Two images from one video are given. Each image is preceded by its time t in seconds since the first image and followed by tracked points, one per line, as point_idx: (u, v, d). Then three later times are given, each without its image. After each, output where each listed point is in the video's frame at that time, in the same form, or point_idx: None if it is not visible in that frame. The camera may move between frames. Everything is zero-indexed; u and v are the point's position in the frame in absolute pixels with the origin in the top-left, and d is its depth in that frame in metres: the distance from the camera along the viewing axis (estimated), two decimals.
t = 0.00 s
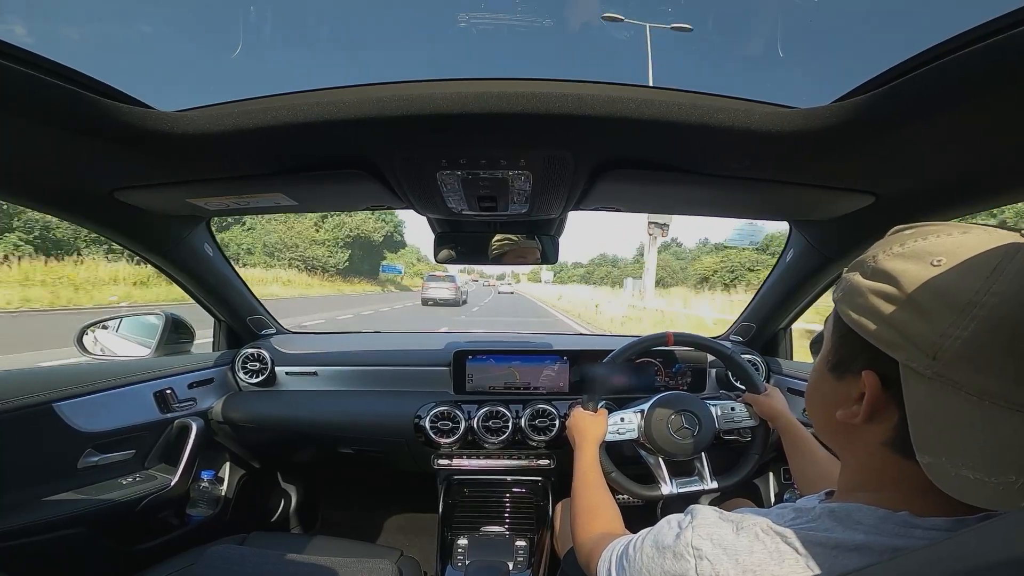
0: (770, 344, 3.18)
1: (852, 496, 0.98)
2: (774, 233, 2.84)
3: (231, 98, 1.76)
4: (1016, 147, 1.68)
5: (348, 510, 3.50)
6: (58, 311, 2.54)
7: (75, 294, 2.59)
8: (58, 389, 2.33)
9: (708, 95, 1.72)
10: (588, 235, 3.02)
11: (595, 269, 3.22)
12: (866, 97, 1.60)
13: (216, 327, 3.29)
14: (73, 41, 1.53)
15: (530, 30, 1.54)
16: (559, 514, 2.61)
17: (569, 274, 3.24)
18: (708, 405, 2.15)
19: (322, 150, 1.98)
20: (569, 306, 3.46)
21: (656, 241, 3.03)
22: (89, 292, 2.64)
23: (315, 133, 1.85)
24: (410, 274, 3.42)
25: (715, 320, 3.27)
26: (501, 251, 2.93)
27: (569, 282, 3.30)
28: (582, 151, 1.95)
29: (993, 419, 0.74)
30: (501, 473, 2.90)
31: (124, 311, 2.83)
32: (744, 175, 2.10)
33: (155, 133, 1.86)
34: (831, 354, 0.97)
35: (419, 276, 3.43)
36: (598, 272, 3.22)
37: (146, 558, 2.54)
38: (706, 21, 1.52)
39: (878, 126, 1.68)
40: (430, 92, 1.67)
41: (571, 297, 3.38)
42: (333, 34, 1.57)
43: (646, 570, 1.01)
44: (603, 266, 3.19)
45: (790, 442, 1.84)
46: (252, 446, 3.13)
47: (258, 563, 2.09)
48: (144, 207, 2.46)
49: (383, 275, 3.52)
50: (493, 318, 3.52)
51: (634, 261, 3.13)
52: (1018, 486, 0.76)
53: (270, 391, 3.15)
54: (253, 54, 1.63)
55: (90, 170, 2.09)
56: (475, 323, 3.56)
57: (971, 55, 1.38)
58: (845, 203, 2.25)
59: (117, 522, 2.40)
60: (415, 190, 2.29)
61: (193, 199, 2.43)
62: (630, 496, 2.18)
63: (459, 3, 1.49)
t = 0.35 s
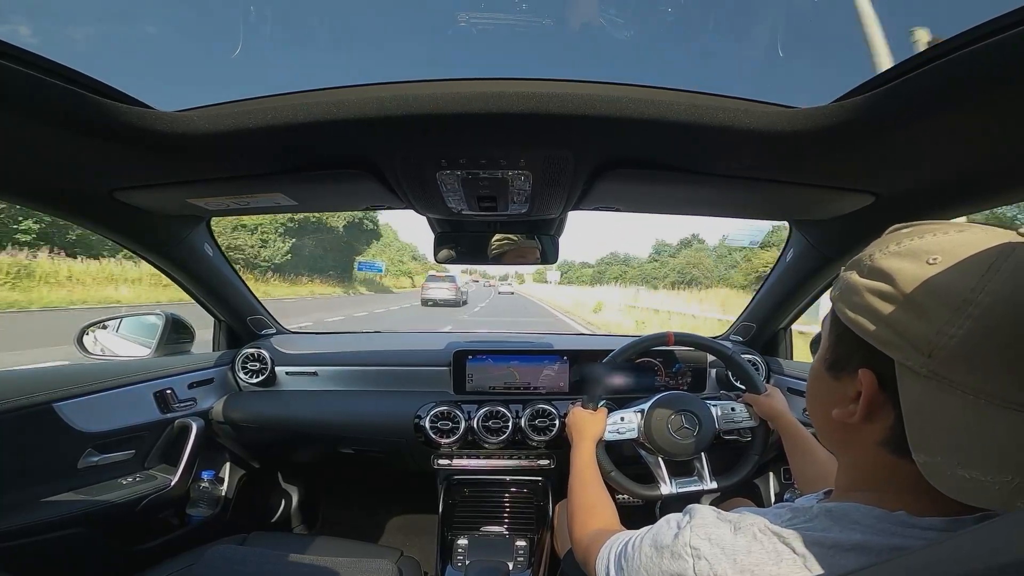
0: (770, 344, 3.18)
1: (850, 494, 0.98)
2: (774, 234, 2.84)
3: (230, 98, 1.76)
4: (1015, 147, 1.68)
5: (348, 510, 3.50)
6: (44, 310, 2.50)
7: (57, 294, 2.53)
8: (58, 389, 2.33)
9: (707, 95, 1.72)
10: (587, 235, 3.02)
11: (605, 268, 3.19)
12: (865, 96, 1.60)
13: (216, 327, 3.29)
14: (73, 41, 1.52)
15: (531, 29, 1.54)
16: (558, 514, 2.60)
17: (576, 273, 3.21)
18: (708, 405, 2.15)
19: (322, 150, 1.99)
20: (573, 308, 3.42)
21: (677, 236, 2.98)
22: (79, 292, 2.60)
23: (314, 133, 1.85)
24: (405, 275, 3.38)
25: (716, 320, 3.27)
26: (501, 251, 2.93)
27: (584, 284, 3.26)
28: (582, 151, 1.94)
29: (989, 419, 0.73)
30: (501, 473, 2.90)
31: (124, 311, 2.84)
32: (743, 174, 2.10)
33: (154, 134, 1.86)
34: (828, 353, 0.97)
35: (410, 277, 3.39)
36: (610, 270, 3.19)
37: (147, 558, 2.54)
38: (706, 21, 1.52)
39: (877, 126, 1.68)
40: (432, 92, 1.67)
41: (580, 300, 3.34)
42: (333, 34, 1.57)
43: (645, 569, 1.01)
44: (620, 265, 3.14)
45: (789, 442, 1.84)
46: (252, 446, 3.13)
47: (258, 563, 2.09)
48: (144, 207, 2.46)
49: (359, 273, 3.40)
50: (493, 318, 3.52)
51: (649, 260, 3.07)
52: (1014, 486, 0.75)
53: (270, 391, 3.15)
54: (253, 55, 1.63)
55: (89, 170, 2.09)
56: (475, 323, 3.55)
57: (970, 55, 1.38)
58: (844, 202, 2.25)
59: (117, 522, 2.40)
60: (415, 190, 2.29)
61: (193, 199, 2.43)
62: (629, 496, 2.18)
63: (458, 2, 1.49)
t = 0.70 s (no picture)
0: (771, 343, 3.18)
1: (852, 494, 0.98)
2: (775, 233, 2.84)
3: (230, 99, 1.76)
4: (1015, 147, 1.68)
5: (348, 510, 3.50)
6: (34, 312, 2.48)
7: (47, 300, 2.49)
8: (59, 389, 2.34)
9: (707, 94, 1.72)
10: (587, 236, 3.02)
11: (617, 267, 3.20)
12: (865, 96, 1.60)
13: (216, 327, 3.29)
14: (73, 42, 1.53)
15: (531, 29, 1.53)
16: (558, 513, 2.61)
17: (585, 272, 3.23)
18: (708, 405, 2.15)
19: (322, 150, 1.99)
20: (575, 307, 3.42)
21: (700, 231, 2.98)
22: (74, 293, 2.59)
23: (315, 133, 1.85)
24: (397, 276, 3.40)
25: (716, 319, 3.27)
26: (502, 251, 2.93)
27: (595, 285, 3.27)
28: (582, 151, 1.94)
29: (991, 417, 0.73)
30: (502, 472, 2.90)
31: (124, 311, 2.84)
32: (743, 174, 2.10)
33: (155, 134, 1.86)
34: (831, 351, 0.97)
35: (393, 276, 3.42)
36: (622, 270, 3.19)
37: (147, 558, 2.55)
38: (706, 21, 1.52)
39: (877, 126, 1.68)
40: (433, 93, 1.67)
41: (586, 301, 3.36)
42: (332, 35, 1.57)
43: (647, 567, 1.01)
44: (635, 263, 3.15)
45: (789, 440, 1.84)
46: (252, 446, 3.13)
47: (258, 563, 2.10)
48: (144, 207, 2.46)
49: (320, 270, 3.30)
50: (493, 318, 3.52)
51: (663, 258, 3.10)
52: (1014, 484, 0.75)
53: (270, 391, 3.15)
54: (253, 55, 1.63)
55: (89, 170, 2.09)
56: (474, 323, 3.55)
57: (971, 54, 1.38)
58: (844, 202, 2.25)
59: (117, 522, 2.40)
60: (415, 190, 2.29)
61: (193, 199, 2.42)
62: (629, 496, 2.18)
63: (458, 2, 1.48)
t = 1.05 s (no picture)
0: (770, 344, 3.17)
1: (851, 493, 0.98)
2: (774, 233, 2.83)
3: (230, 99, 1.76)
4: (1015, 147, 1.68)
5: (348, 510, 3.50)
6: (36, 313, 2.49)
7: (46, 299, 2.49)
8: (58, 389, 2.33)
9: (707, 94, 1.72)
10: (587, 236, 3.02)
11: (630, 267, 3.15)
12: (865, 96, 1.60)
13: (214, 327, 3.28)
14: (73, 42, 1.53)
15: (531, 27, 1.53)
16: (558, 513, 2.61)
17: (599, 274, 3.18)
18: (707, 405, 2.15)
19: (322, 150, 1.99)
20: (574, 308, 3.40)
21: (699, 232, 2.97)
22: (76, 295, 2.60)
23: (315, 133, 1.85)
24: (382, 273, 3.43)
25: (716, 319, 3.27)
26: (502, 251, 2.93)
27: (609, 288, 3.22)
28: (582, 151, 1.94)
29: (991, 418, 0.73)
30: (501, 473, 2.90)
31: (123, 311, 2.83)
32: (743, 175, 2.10)
33: (155, 134, 1.86)
34: (835, 349, 0.97)
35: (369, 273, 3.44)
36: (636, 270, 3.14)
37: (146, 559, 2.54)
38: (706, 22, 1.52)
39: (877, 126, 1.68)
40: (433, 92, 1.67)
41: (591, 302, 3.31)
42: (333, 33, 1.57)
43: (646, 567, 1.01)
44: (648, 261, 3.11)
45: (788, 441, 1.84)
46: (252, 447, 3.13)
47: (257, 563, 2.09)
48: (143, 207, 2.46)
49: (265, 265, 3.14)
50: (493, 318, 3.52)
51: (677, 258, 3.08)
52: (1012, 487, 0.75)
53: (270, 391, 3.15)
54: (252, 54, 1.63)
55: (89, 171, 2.09)
56: (474, 323, 3.55)
57: (971, 55, 1.38)
58: (845, 202, 2.25)
59: (116, 523, 2.39)
60: (415, 190, 2.29)
61: (193, 199, 2.42)
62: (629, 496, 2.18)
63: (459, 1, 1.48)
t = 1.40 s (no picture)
0: (770, 343, 3.18)
1: (851, 490, 0.98)
2: (774, 233, 2.83)
3: (229, 99, 1.76)
4: (1014, 146, 1.68)
5: (348, 510, 3.50)
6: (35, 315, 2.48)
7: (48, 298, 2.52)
8: (56, 390, 2.33)
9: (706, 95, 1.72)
10: (586, 236, 3.02)
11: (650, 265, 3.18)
12: (864, 96, 1.60)
13: (213, 327, 3.27)
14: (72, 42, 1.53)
15: (529, 26, 1.53)
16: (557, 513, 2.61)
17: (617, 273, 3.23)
18: (706, 404, 2.15)
19: (321, 150, 1.98)
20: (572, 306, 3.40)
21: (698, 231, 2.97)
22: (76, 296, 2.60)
23: (314, 133, 1.85)
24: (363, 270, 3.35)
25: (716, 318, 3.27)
26: (502, 251, 2.93)
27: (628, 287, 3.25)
28: (581, 151, 1.94)
29: (988, 413, 0.73)
30: (501, 473, 2.91)
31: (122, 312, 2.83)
32: (741, 175, 2.10)
33: (154, 134, 1.86)
34: (835, 346, 0.98)
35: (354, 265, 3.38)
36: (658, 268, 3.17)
37: (146, 559, 2.54)
38: (705, 22, 1.53)
39: (876, 126, 1.68)
40: (432, 92, 1.67)
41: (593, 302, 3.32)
42: (332, 33, 1.56)
43: (646, 564, 1.01)
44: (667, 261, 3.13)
45: (786, 440, 1.85)
46: (251, 447, 3.12)
47: (255, 564, 2.09)
48: (142, 207, 2.45)
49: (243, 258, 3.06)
50: (492, 319, 3.52)
51: (699, 258, 3.08)
52: (1010, 482, 0.75)
53: (268, 391, 3.15)
54: (251, 54, 1.63)
55: (88, 171, 2.08)
56: (473, 323, 3.55)
57: (970, 54, 1.39)
58: (843, 202, 2.25)
59: (115, 523, 2.39)
60: (414, 190, 2.29)
61: (192, 199, 2.42)
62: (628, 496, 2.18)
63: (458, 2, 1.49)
